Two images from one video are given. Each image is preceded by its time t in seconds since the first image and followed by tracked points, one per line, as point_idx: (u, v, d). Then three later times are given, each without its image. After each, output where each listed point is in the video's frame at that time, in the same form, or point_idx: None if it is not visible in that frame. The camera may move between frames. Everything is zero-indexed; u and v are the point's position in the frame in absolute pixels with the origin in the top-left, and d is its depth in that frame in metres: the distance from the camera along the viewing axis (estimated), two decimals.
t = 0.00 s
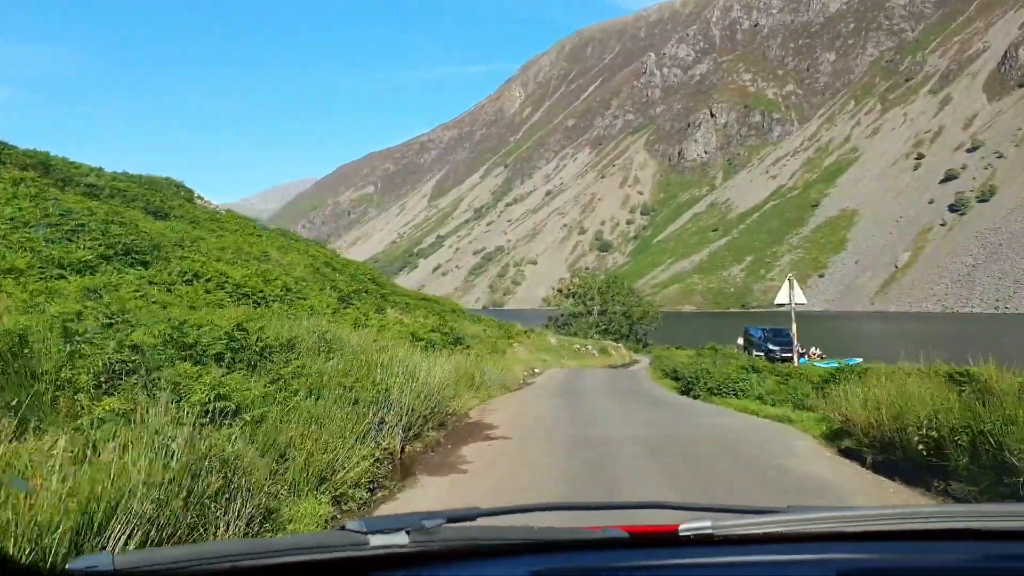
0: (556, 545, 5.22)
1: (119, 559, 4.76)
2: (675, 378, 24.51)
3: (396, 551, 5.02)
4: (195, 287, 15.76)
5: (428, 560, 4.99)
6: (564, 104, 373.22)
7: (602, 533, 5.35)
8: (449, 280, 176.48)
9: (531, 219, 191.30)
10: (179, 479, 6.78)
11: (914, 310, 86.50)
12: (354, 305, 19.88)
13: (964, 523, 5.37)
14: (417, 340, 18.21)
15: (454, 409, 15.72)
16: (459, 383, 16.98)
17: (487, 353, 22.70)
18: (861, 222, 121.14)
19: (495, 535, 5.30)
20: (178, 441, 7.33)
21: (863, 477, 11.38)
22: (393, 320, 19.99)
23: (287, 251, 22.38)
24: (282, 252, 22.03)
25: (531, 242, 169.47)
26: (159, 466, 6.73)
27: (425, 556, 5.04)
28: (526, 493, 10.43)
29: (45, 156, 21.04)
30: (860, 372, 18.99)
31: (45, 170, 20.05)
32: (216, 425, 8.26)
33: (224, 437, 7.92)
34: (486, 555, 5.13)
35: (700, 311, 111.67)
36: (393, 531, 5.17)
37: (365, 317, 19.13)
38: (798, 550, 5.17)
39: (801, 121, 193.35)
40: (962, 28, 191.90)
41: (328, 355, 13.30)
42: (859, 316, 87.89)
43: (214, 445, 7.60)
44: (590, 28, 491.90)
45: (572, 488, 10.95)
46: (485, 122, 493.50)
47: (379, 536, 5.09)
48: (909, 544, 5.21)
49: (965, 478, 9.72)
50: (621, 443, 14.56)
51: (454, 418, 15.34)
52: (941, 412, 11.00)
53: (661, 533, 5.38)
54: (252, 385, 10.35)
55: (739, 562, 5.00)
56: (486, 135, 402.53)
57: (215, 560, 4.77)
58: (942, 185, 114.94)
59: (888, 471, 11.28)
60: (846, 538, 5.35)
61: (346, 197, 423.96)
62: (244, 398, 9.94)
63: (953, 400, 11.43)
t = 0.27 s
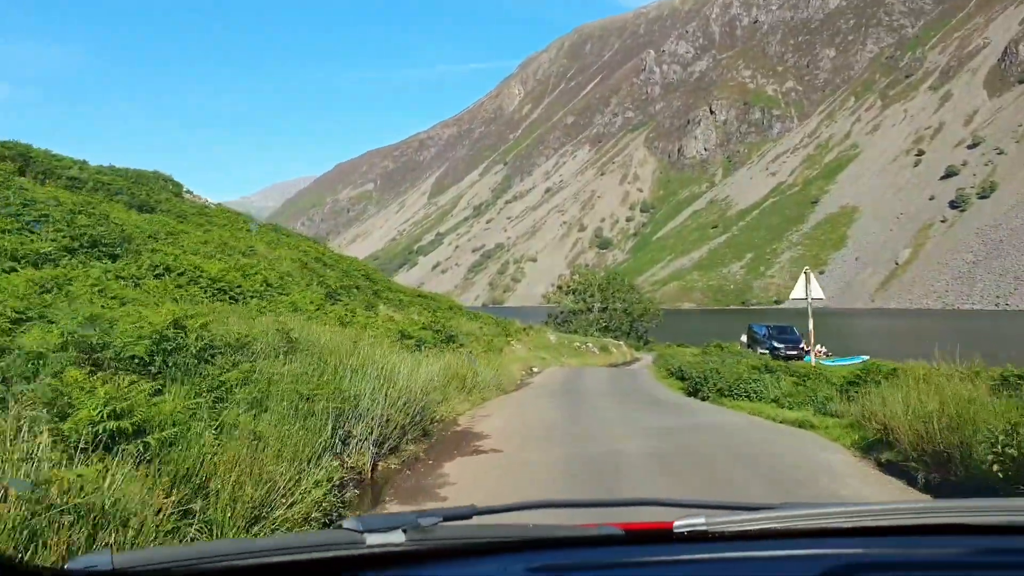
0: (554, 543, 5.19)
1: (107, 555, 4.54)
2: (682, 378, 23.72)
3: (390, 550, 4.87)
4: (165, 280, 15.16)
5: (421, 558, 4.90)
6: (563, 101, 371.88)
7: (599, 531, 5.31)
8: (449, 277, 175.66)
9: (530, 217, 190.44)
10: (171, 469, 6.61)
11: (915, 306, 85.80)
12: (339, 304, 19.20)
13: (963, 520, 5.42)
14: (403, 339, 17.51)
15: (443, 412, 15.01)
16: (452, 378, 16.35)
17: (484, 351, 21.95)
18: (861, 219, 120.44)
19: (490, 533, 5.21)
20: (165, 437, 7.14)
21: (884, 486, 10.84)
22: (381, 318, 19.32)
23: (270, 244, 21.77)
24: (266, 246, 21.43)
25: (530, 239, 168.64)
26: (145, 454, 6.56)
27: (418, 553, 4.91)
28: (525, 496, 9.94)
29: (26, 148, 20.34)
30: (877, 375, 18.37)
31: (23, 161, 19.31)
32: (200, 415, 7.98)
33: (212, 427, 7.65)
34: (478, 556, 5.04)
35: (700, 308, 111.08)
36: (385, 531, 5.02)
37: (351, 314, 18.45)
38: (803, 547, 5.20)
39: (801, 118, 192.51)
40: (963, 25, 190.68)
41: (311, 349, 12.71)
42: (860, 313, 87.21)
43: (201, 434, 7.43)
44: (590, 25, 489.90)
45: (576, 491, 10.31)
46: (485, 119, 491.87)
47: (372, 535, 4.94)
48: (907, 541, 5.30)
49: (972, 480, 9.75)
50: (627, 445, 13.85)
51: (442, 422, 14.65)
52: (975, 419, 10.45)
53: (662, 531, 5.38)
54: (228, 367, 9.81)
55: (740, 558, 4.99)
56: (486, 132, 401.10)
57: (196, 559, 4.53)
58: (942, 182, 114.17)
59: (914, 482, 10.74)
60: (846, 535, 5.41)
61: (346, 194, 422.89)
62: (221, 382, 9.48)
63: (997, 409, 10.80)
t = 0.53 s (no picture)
0: (556, 543, 5.06)
1: (122, 558, 4.31)
2: (690, 378, 22.94)
3: (394, 551, 4.71)
4: (135, 274, 14.54)
5: (424, 561, 4.74)
6: (563, 98, 370.54)
7: (598, 532, 5.20)
8: (449, 275, 174.84)
9: (530, 214, 189.60)
10: (159, 460, 6.38)
11: (917, 302, 85.08)
12: (323, 301, 18.60)
13: (958, 513, 5.35)
14: (389, 338, 16.87)
15: (434, 413, 14.36)
16: (444, 375, 15.72)
17: (481, 352, 21.28)
18: (863, 215, 119.71)
19: (490, 535, 5.05)
20: (153, 425, 6.82)
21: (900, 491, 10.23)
22: (368, 315, 18.69)
23: (255, 239, 21.22)
24: (252, 240, 20.89)
25: (531, 236, 167.78)
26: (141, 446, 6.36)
27: (423, 555, 4.77)
28: (520, 495, 9.39)
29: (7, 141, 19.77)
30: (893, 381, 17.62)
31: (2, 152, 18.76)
32: (182, 400, 7.62)
33: (191, 420, 7.35)
34: (483, 557, 4.91)
35: (701, 304, 110.42)
36: (390, 532, 4.84)
37: (338, 313, 17.86)
38: (798, 545, 5.12)
39: (802, 114, 191.66)
40: (963, 20, 189.62)
41: (292, 339, 12.14)
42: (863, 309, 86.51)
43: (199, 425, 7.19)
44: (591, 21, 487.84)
45: (576, 491, 9.68)
46: (485, 116, 490.29)
47: (376, 536, 4.78)
48: (905, 538, 5.21)
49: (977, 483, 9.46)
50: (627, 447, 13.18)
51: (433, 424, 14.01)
52: (1007, 421, 9.83)
53: (659, 531, 5.29)
54: (196, 351, 9.32)
55: (748, 554, 4.88)
56: (486, 130, 399.80)
57: (197, 561, 4.33)
58: (943, 177, 113.35)
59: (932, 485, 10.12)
60: (847, 530, 5.35)
61: (346, 192, 421.52)
62: (192, 365, 9.04)
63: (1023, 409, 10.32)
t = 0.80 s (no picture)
0: (551, 547, 4.81)
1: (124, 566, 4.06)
2: (691, 380, 22.08)
3: (395, 556, 4.46)
4: (96, 270, 13.97)
5: (423, 565, 4.48)
6: (563, 98, 369.59)
7: (595, 536, 4.96)
8: (449, 275, 174.06)
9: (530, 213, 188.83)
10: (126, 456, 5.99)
11: (917, 301, 84.38)
12: (304, 300, 17.97)
13: (948, 516, 5.22)
14: (373, 339, 16.22)
15: (424, 416, 13.70)
16: (432, 374, 15.07)
17: (477, 353, 20.57)
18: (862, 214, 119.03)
19: (492, 537, 4.80)
20: (131, 415, 6.53)
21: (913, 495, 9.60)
22: (352, 314, 18.06)
23: (239, 236, 20.69)
24: (233, 237, 20.33)
25: (530, 236, 167.11)
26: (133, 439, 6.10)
27: (424, 560, 4.50)
28: (510, 500, 8.98)
29: None
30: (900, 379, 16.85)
31: None
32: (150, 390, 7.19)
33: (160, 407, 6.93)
34: (484, 559, 4.66)
35: (700, 304, 109.78)
36: (390, 537, 4.61)
37: (319, 312, 17.23)
38: (797, 551, 4.92)
39: (801, 113, 190.99)
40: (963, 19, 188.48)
41: (268, 337, 11.66)
42: (863, 308, 85.87)
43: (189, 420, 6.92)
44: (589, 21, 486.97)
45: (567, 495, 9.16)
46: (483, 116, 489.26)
47: (379, 541, 4.53)
48: (904, 542, 5.03)
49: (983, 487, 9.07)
50: (624, 450, 12.50)
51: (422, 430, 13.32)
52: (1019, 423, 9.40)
53: (654, 535, 5.04)
54: (162, 344, 8.86)
55: (748, 558, 4.69)
56: (485, 130, 398.93)
57: (204, 564, 4.10)
58: (943, 176, 112.71)
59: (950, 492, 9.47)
60: (835, 535, 5.15)
61: (345, 192, 420.73)
62: (161, 356, 8.60)
63: None
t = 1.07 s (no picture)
0: (554, 556, 4.31)
1: None
2: (699, 385, 21.06)
3: (389, 568, 3.96)
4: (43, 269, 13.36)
5: None
6: (561, 101, 368.90)
7: (597, 544, 4.42)
8: (448, 278, 173.30)
9: (529, 216, 188.09)
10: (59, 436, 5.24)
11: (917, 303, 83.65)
12: (285, 304, 17.19)
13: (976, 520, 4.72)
14: (356, 344, 15.34)
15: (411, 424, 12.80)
16: (419, 377, 14.24)
17: (474, 359, 19.69)
18: (862, 214, 118.31)
19: (490, 548, 4.28)
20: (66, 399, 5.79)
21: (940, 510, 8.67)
22: (335, 317, 17.21)
23: (220, 239, 19.99)
24: (213, 241, 19.60)
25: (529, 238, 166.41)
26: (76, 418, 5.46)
27: (418, 571, 4.00)
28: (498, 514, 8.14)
29: None
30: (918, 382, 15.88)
31: None
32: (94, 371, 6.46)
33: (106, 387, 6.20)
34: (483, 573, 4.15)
35: (700, 306, 109.16)
36: (382, 547, 4.10)
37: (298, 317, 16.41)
38: (813, 561, 4.41)
39: (799, 115, 190.39)
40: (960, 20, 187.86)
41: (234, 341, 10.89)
42: (864, 310, 85.13)
43: (150, 405, 6.29)
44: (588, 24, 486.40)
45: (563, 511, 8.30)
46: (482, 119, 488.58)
47: (370, 551, 4.02)
48: (934, 551, 4.48)
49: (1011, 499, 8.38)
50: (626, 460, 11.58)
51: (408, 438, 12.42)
52: None
53: (653, 543, 4.52)
54: (111, 337, 8.09)
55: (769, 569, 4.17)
56: (483, 133, 398.20)
57: None
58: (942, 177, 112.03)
59: (986, 505, 8.59)
60: (859, 545, 4.62)
61: (343, 195, 419.99)
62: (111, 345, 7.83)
63: None
